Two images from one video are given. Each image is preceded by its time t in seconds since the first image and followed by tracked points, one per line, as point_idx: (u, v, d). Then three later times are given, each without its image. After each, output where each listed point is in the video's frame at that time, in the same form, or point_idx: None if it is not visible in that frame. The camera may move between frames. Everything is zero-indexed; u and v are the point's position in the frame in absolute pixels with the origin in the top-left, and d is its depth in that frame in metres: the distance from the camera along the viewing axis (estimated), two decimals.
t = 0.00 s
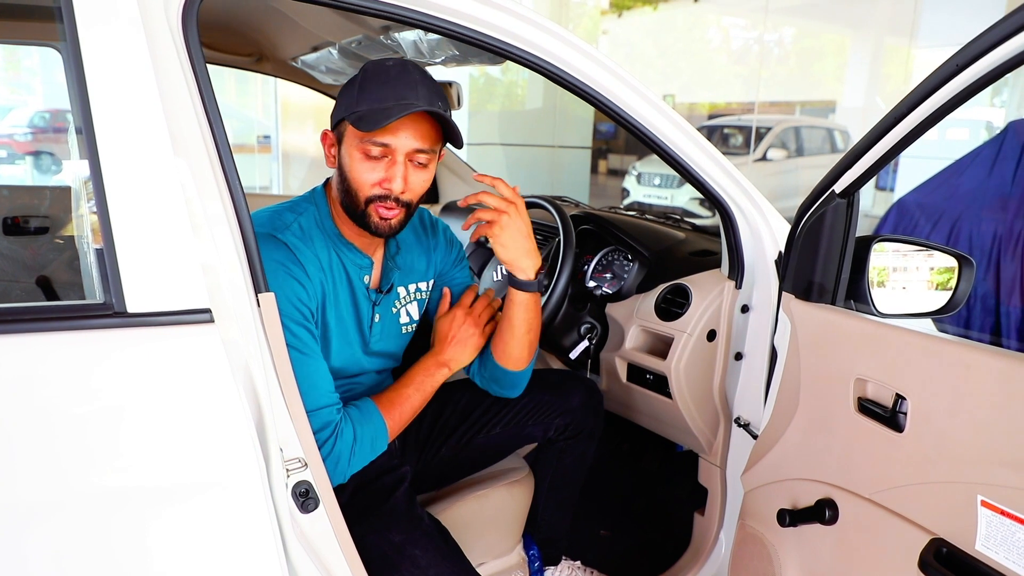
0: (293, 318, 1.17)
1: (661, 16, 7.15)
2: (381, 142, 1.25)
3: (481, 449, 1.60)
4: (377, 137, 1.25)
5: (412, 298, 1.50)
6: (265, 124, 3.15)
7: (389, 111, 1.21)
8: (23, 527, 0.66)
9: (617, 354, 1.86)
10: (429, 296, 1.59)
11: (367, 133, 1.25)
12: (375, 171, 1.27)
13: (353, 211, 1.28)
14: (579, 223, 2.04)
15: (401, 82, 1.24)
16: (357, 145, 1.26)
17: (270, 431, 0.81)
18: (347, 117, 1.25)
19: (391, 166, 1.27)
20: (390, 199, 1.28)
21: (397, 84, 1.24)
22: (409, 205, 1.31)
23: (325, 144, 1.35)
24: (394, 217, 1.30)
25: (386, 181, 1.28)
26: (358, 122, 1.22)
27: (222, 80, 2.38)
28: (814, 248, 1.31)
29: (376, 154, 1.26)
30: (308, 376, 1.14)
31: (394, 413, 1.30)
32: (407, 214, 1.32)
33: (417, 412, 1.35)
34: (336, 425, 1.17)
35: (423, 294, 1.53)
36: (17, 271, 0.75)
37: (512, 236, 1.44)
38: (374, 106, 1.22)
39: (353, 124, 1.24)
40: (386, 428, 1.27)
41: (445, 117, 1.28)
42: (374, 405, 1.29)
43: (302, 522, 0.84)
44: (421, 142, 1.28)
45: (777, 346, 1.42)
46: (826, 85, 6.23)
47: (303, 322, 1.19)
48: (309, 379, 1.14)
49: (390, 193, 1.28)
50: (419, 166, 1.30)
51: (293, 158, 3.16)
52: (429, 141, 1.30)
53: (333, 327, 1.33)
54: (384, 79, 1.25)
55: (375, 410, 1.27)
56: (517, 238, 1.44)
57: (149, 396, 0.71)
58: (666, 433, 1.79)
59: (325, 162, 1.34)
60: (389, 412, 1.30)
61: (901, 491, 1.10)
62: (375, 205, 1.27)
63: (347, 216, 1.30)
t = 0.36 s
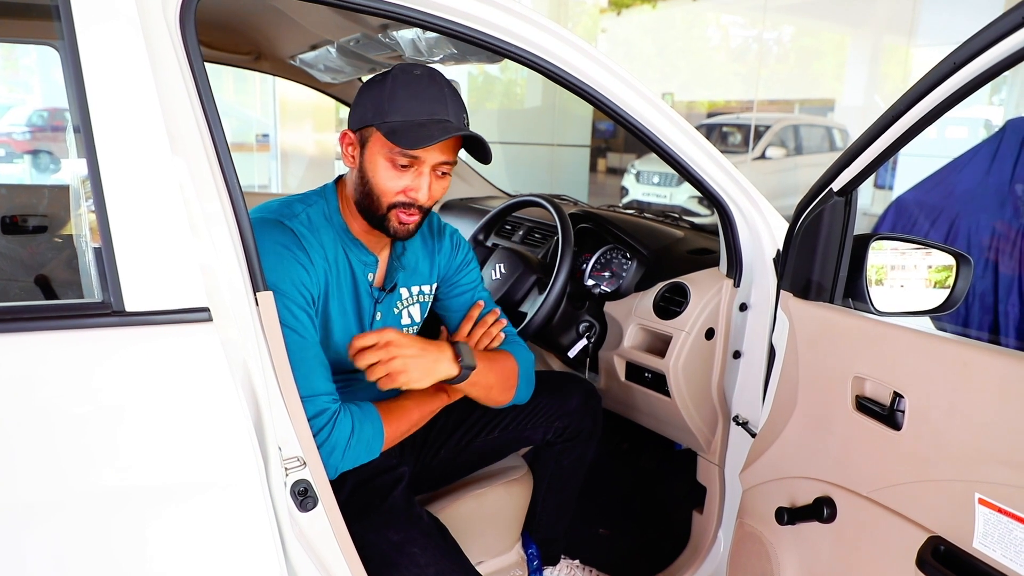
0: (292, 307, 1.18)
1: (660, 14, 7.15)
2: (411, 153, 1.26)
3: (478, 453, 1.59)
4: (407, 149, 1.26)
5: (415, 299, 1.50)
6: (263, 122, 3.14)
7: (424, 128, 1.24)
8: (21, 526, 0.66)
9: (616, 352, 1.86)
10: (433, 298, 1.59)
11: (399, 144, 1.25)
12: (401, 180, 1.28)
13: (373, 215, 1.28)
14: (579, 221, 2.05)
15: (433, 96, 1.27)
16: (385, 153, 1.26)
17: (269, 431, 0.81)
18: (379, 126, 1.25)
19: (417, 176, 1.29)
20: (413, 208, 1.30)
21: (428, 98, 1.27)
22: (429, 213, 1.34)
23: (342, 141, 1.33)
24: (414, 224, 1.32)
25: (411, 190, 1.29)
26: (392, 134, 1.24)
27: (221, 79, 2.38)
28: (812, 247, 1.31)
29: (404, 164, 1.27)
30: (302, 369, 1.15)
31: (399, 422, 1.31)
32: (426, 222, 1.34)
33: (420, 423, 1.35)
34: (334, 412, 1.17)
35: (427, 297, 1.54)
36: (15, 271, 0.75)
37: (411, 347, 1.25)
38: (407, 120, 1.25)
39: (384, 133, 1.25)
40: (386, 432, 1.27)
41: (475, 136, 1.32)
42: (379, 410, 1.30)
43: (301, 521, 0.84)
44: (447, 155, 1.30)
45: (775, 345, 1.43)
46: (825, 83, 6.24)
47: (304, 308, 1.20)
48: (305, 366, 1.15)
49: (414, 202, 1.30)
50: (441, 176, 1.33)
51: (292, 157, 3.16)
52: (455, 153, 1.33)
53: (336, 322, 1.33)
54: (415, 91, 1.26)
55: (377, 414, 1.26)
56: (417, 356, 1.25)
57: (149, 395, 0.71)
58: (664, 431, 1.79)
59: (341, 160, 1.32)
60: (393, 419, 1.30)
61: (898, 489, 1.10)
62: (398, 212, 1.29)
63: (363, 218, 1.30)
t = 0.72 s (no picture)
0: (292, 316, 1.18)
1: (661, 16, 7.15)
2: (395, 135, 1.27)
3: (478, 452, 1.59)
4: (392, 130, 1.26)
5: (411, 297, 1.50)
6: (264, 123, 3.14)
7: (407, 104, 1.23)
8: (21, 525, 0.66)
9: (616, 353, 1.86)
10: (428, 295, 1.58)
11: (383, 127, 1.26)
12: (388, 165, 1.28)
13: (363, 205, 1.28)
14: (579, 222, 2.05)
15: (416, 79, 1.26)
16: (371, 139, 1.27)
17: (269, 431, 0.81)
18: (361, 111, 1.25)
19: (404, 159, 1.29)
20: (402, 191, 1.29)
21: (411, 80, 1.25)
22: (420, 198, 1.32)
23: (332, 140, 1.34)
24: (404, 209, 1.31)
25: (399, 174, 1.29)
26: (374, 116, 1.23)
27: (222, 80, 2.38)
28: (812, 248, 1.31)
29: (390, 148, 1.27)
30: (308, 381, 1.14)
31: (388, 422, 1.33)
32: (417, 208, 1.33)
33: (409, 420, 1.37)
34: (337, 424, 1.18)
35: (422, 293, 1.53)
36: (14, 270, 0.75)
37: (358, 372, 1.24)
38: (390, 101, 1.23)
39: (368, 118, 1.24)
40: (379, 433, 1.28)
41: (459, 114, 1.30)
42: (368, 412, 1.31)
43: (300, 521, 0.84)
44: (432, 136, 1.30)
45: (775, 346, 1.43)
46: (824, 85, 6.25)
47: (306, 318, 1.20)
48: (306, 374, 1.13)
49: (402, 186, 1.29)
50: (430, 161, 1.32)
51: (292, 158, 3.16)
52: (441, 135, 1.32)
53: (336, 324, 1.33)
54: (399, 76, 1.26)
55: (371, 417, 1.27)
56: (364, 381, 1.24)
57: (149, 395, 0.71)
58: (663, 432, 1.79)
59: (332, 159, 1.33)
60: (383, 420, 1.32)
61: (897, 491, 1.10)
62: (386, 197, 1.28)
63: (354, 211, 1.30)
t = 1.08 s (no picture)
0: (289, 317, 1.18)
1: (660, 17, 7.15)
2: (401, 147, 1.26)
3: (478, 454, 1.59)
4: (397, 141, 1.26)
5: (414, 299, 1.50)
6: (264, 124, 3.14)
7: (414, 120, 1.23)
8: (21, 526, 0.66)
9: (616, 355, 1.87)
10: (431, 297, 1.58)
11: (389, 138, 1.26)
12: (392, 174, 1.28)
13: (365, 212, 1.28)
14: (579, 224, 2.06)
15: (422, 90, 1.26)
16: (375, 148, 1.27)
17: (269, 432, 0.81)
18: (366, 120, 1.25)
19: (408, 170, 1.29)
20: (405, 202, 1.29)
21: (418, 92, 1.26)
22: (423, 207, 1.33)
23: (337, 141, 1.33)
24: (406, 219, 1.31)
25: (402, 184, 1.29)
26: (380, 128, 1.23)
27: (222, 81, 2.38)
28: (812, 249, 1.31)
29: (395, 158, 1.27)
30: (307, 379, 1.15)
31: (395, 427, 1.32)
32: (419, 217, 1.33)
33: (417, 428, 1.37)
34: (335, 421, 1.17)
35: (425, 297, 1.53)
36: (16, 271, 0.75)
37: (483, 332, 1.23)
38: (396, 114, 1.24)
39: (373, 128, 1.24)
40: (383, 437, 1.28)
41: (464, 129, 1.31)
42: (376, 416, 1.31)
43: (300, 521, 0.84)
44: (438, 148, 1.30)
45: (774, 347, 1.43)
46: (824, 87, 6.25)
47: (303, 320, 1.20)
48: (308, 375, 1.15)
49: (406, 196, 1.30)
50: (434, 170, 1.32)
51: (292, 159, 3.15)
52: (447, 147, 1.32)
53: (335, 324, 1.33)
54: (406, 86, 1.26)
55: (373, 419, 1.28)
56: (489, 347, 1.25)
57: (148, 396, 0.71)
58: (663, 433, 1.79)
59: (336, 160, 1.33)
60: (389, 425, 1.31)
61: (897, 491, 1.10)
62: (388, 207, 1.28)
63: (356, 215, 1.31)
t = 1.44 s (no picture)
0: (293, 317, 1.18)
1: (660, 16, 7.15)
2: (395, 142, 1.26)
3: (476, 452, 1.59)
4: (392, 137, 1.26)
5: (413, 297, 1.49)
6: (263, 122, 3.14)
7: (407, 115, 1.23)
8: (21, 523, 0.67)
9: (614, 354, 1.87)
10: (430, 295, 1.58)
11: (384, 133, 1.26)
12: (387, 170, 1.28)
13: (360, 207, 1.28)
14: (577, 223, 2.06)
15: (419, 88, 1.26)
16: (371, 143, 1.27)
17: (268, 431, 0.81)
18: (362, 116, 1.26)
19: (403, 165, 1.28)
20: (399, 197, 1.29)
21: (414, 89, 1.26)
22: (417, 204, 1.32)
23: (337, 139, 1.34)
24: (401, 215, 1.31)
25: (397, 179, 1.29)
26: (375, 122, 1.23)
27: (221, 80, 2.38)
28: (811, 249, 1.31)
29: (390, 153, 1.27)
30: (308, 381, 1.14)
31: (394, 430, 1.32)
32: (415, 214, 1.33)
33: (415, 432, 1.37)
34: (335, 422, 1.17)
35: (424, 294, 1.53)
36: (14, 267, 0.74)
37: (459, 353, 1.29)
38: (391, 109, 1.24)
39: (369, 123, 1.24)
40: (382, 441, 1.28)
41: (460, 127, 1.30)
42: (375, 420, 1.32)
43: (299, 519, 0.84)
44: (433, 145, 1.30)
45: (773, 346, 1.43)
46: (823, 86, 6.26)
47: (306, 319, 1.20)
48: (308, 376, 1.14)
49: (400, 191, 1.29)
50: (429, 168, 1.32)
51: (291, 157, 3.15)
52: (443, 145, 1.32)
53: (336, 323, 1.33)
54: (402, 83, 1.26)
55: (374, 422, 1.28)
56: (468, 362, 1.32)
57: (146, 394, 0.71)
58: (661, 433, 1.79)
59: (335, 157, 1.33)
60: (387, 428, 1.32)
61: (894, 491, 1.11)
62: (383, 202, 1.28)
63: (353, 211, 1.31)
